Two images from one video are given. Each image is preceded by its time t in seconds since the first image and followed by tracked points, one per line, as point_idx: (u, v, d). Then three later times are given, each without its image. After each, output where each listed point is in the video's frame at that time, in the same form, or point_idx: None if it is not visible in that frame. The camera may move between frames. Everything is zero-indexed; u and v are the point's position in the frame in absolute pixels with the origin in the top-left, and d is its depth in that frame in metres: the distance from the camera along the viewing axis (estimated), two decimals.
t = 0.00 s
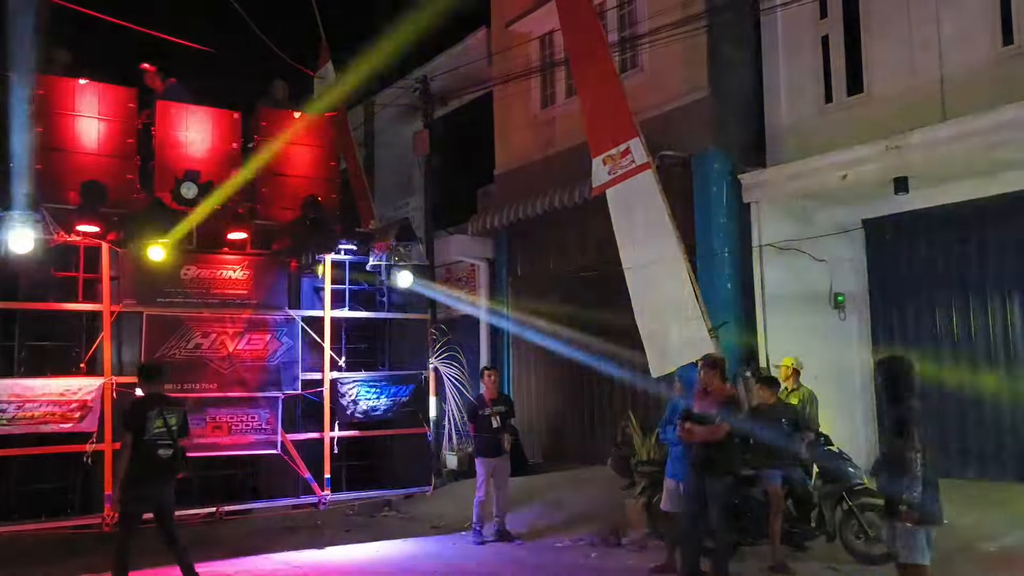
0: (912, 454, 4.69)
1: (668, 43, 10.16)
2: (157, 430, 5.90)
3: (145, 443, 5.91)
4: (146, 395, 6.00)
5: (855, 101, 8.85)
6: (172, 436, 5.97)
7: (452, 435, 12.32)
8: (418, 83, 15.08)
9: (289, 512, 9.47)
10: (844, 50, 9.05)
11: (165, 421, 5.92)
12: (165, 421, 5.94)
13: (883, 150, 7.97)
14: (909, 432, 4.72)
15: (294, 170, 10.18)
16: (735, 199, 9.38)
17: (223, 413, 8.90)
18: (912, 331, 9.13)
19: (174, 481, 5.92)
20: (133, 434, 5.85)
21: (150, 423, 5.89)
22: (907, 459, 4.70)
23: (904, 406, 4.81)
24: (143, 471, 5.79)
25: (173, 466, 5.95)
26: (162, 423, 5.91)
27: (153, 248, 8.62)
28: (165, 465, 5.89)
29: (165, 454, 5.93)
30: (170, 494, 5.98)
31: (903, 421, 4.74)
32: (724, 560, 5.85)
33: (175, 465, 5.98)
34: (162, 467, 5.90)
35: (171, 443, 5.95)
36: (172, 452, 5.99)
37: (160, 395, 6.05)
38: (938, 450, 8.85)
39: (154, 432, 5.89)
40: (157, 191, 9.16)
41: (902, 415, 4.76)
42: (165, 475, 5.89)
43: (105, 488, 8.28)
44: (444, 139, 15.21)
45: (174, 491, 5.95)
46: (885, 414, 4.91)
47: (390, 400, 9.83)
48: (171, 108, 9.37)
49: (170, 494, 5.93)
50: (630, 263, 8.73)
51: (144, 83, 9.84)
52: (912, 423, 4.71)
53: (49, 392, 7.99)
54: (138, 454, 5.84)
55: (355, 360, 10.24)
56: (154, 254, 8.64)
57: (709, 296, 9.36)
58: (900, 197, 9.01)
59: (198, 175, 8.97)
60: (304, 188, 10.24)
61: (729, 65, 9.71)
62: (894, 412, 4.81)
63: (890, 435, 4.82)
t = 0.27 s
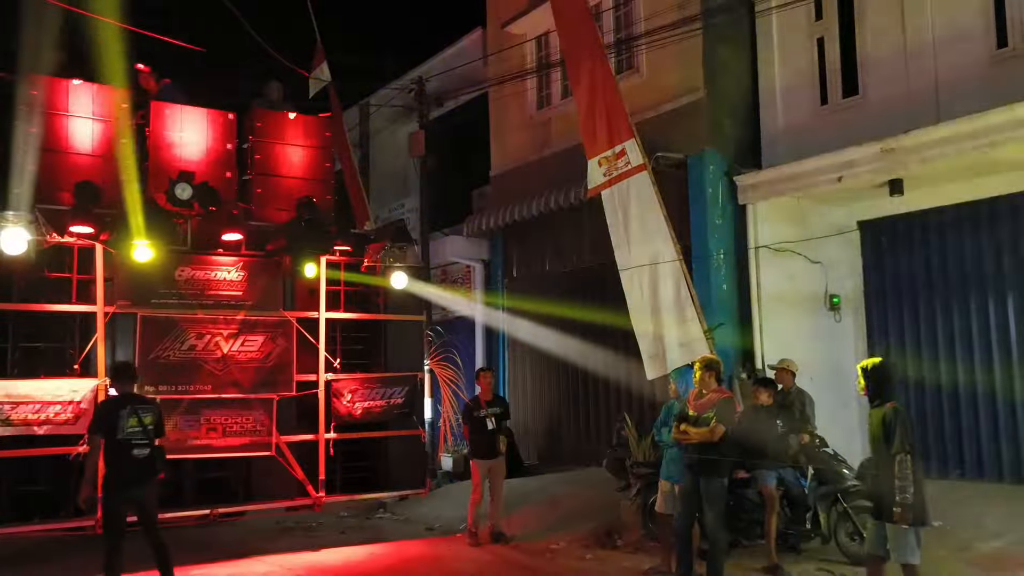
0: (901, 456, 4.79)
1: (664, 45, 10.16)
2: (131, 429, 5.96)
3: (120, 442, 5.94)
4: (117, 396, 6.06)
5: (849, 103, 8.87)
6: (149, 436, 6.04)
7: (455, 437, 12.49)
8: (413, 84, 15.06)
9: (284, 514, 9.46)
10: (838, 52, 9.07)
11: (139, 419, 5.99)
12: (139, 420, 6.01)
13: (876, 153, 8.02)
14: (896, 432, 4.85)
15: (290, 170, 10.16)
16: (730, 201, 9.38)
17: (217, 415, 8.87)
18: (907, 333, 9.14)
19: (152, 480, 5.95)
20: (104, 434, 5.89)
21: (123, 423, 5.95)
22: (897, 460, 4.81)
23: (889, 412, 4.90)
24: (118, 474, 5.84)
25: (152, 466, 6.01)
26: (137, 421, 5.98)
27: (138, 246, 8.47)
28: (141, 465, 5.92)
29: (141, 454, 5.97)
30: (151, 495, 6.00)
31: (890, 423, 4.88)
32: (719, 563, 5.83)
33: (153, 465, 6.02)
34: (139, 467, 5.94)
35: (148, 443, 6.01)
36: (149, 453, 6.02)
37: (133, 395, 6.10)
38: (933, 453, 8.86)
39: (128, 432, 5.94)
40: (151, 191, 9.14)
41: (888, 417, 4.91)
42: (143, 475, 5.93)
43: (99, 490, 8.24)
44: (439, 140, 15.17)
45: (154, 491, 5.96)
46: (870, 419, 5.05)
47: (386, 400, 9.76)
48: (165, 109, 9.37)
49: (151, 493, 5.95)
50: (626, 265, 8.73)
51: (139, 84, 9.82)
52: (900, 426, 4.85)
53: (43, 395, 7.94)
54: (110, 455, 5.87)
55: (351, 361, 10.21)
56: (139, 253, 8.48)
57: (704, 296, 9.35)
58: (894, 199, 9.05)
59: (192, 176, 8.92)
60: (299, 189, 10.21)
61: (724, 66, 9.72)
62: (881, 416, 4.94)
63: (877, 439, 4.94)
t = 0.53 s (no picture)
0: (879, 454, 4.71)
1: (657, 47, 10.19)
2: (113, 431, 5.90)
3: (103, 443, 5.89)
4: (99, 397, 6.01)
5: (842, 105, 8.91)
6: (132, 436, 5.98)
7: (452, 440, 12.60)
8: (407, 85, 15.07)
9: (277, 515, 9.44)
10: (831, 54, 9.11)
11: (121, 420, 5.92)
12: (122, 420, 5.95)
13: (869, 155, 8.06)
14: (874, 432, 4.77)
15: (284, 171, 10.16)
16: (724, 202, 9.41)
17: (211, 416, 8.84)
18: (898, 334, 9.18)
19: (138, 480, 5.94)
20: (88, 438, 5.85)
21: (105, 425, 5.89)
22: (876, 459, 4.73)
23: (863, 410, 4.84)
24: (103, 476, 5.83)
25: (136, 465, 5.99)
26: (119, 422, 5.91)
27: (132, 248, 8.49)
28: (124, 466, 5.89)
29: (124, 454, 5.93)
30: (137, 493, 6.03)
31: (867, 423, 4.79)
32: (711, 562, 5.85)
33: (138, 465, 6.01)
34: (123, 467, 5.92)
35: (131, 443, 5.96)
36: (133, 453, 5.98)
37: (115, 394, 6.04)
38: (924, 453, 8.90)
39: (110, 433, 5.89)
40: (144, 191, 9.11)
41: (864, 416, 4.82)
42: (128, 475, 5.92)
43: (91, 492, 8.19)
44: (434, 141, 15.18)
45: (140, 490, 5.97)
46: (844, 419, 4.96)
47: (380, 402, 9.75)
48: (160, 110, 9.36)
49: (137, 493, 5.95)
50: (620, 266, 8.75)
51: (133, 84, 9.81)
52: (877, 424, 4.77)
53: (37, 397, 7.93)
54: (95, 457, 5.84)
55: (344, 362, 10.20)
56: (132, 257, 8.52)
57: (698, 297, 9.37)
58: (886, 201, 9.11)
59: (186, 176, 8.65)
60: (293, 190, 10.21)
61: (717, 68, 9.75)
62: (856, 418, 4.85)
63: (853, 440, 4.84)
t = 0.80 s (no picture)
0: (864, 452, 4.75)
1: (650, 48, 10.21)
2: (97, 433, 5.89)
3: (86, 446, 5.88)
4: (78, 400, 5.97)
5: (834, 107, 8.95)
6: (116, 437, 5.98)
7: (442, 440, 12.51)
8: (400, 85, 15.06)
9: (270, 516, 9.44)
10: (822, 56, 9.16)
11: (105, 422, 5.92)
12: (105, 422, 5.94)
13: (861, 156, 8.10)
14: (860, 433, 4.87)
15: (276, 171, 10.14)
16: (716, 203, 9.44)
17: (202, 416, 8.82)
18: (889, 336, 9.23)
19: (123, 482, 5.92)
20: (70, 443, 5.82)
21: (87, 428, 5.88)
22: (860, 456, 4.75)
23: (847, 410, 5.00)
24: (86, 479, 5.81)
25: (121, 465, 5.98)
26: (102, 424, 5.90)
27: (122, 247, 8.46)
28: (109, 467, 5.88)
29: (108, 456, 5.92)
30: (124, 494, 6.02)
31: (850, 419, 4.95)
32: (702, 562, 5.86)
33: (123, 465, 6.00)
34: (108, 468, 5.90)
35: (115, 444, 5.96)
36: (116, 453, 5.98)
37: (97, 396, 6.01)
38: (914, 454, 8.94)
39: (94, 435, 5.88)
40: (136, 191, 9.10)
41: (848, 414, 4.98)
42: (113, 476, 5.90)
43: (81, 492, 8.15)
44: (426, 142, 15.17)
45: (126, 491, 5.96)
46: (826, 421, 5.11)
47: (372, 403, 9.75)
48: (153, 110, 9.33)
49: (123, 494, 5.96)
50: (613, 267, 8.76)
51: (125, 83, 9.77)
52: (860, 424, 4.93)
53: (26, 397, 7.89)
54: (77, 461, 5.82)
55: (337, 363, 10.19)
56: (123, 257, 8.49)
57: (690, 297, 9.40)
58: (877, 203, 9.18)
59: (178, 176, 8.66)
60: (285, 190, 10.18)
61: (710, 70, 9.77)
62: (841, 418, 5.00)
63: (837, 439, 4.93)
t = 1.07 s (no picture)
0: (852, 451, 4.83)
1: (640, 48, 10.21)
2: (76, 434, 5.78)
3: (64, 448, 5.77)
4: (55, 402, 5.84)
5: (822, 107, 8.99)
6: (96, 439, 5.87)
7: (432, 438, 12.47)
8: (390, 84, 15.03)
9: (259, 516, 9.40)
10: (811, 57, 9.19)
11: (84, 423, 5.82)
12: (84, 424, 5.84)
13: (849, 157, 8.14)
14: (849, 431, 4.88)
15: (265, 170, 10.10)
16: (705, 203, 9.47)
17: (190, 416, 8.78)
18: (877, 335, 9.28)
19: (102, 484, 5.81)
20: (48, 444, 5.72)
21: (65, 429, 5.76)
22: (850, 455, 4.84)
23: (834, 406, 5.01)
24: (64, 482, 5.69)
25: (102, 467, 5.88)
26: (81, 425, 5.81)
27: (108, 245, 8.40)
28: (89, 469, 5.77)
29: (88, 457, 5.81)
30: (105, 497, 5.91)
31: (839, 419, 4.94)
32: (691, 562, 5.88)
33: (103, 468, 5.88)
34: (88, 470, 5.80)
35: (94, 446, 5.85)
36: (96, 455, 5.86)
37: (76, 397, 5.90)
38: (901, 453, 9.00)
39: (73, 437, 5.77)
40: (125, 189, 9.02)
41: (835, 413, 4.97)
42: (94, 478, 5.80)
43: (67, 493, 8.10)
44: (416, 141, 15.14)
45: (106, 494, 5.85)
46: (813, 420, 5.09)
47: (363, 401, 9.74)
48: (141, 108, 9.28)
49: (104, 497, 5.84)
50: (603, 267, 8.78)
51: (112, 81, 9.70)
52: (849, 423, 4.94)
53: (10, 396, 7.84)
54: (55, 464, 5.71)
55: (326, 362, 10.14)
56: (110, 254, 8.40)
57: (680, 297, 9.42)
58: (865, 203, 9.24)
59: (166, 175, 8.70)
60: (274, 189, 10.15)
61: (700, 70, 9.79)
62: (828, 416, 5.00)
63: (825, 438, 4.97)
